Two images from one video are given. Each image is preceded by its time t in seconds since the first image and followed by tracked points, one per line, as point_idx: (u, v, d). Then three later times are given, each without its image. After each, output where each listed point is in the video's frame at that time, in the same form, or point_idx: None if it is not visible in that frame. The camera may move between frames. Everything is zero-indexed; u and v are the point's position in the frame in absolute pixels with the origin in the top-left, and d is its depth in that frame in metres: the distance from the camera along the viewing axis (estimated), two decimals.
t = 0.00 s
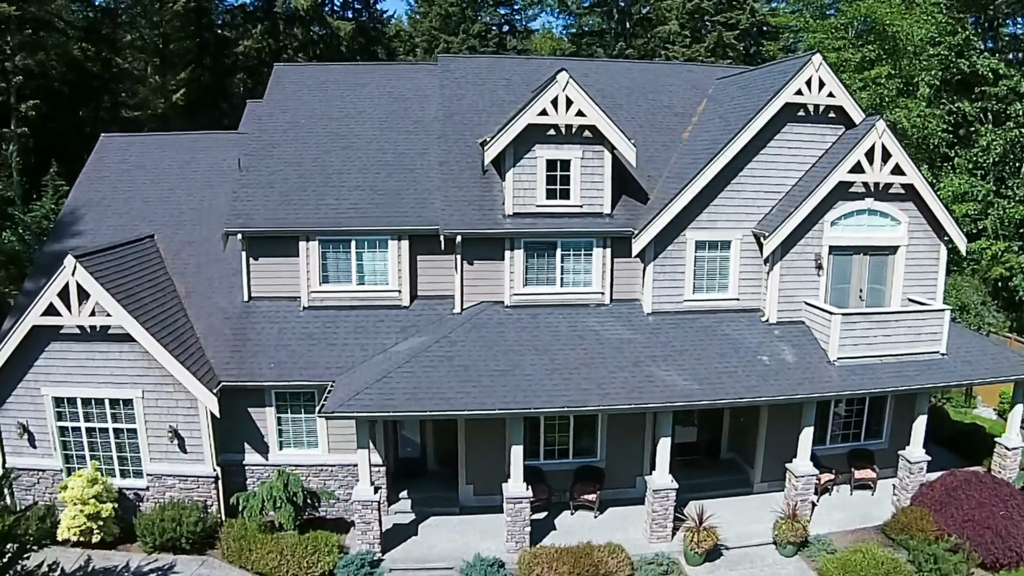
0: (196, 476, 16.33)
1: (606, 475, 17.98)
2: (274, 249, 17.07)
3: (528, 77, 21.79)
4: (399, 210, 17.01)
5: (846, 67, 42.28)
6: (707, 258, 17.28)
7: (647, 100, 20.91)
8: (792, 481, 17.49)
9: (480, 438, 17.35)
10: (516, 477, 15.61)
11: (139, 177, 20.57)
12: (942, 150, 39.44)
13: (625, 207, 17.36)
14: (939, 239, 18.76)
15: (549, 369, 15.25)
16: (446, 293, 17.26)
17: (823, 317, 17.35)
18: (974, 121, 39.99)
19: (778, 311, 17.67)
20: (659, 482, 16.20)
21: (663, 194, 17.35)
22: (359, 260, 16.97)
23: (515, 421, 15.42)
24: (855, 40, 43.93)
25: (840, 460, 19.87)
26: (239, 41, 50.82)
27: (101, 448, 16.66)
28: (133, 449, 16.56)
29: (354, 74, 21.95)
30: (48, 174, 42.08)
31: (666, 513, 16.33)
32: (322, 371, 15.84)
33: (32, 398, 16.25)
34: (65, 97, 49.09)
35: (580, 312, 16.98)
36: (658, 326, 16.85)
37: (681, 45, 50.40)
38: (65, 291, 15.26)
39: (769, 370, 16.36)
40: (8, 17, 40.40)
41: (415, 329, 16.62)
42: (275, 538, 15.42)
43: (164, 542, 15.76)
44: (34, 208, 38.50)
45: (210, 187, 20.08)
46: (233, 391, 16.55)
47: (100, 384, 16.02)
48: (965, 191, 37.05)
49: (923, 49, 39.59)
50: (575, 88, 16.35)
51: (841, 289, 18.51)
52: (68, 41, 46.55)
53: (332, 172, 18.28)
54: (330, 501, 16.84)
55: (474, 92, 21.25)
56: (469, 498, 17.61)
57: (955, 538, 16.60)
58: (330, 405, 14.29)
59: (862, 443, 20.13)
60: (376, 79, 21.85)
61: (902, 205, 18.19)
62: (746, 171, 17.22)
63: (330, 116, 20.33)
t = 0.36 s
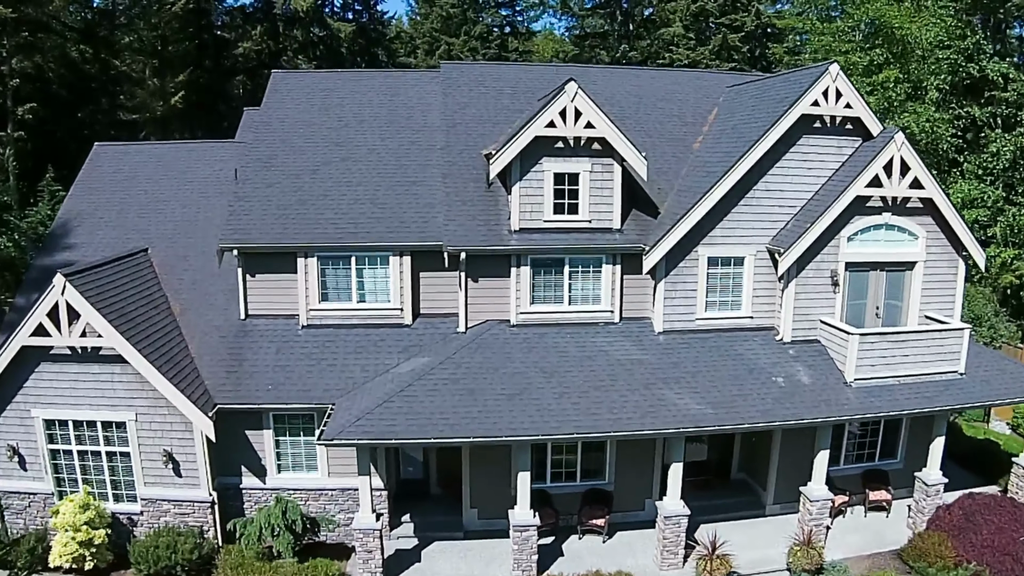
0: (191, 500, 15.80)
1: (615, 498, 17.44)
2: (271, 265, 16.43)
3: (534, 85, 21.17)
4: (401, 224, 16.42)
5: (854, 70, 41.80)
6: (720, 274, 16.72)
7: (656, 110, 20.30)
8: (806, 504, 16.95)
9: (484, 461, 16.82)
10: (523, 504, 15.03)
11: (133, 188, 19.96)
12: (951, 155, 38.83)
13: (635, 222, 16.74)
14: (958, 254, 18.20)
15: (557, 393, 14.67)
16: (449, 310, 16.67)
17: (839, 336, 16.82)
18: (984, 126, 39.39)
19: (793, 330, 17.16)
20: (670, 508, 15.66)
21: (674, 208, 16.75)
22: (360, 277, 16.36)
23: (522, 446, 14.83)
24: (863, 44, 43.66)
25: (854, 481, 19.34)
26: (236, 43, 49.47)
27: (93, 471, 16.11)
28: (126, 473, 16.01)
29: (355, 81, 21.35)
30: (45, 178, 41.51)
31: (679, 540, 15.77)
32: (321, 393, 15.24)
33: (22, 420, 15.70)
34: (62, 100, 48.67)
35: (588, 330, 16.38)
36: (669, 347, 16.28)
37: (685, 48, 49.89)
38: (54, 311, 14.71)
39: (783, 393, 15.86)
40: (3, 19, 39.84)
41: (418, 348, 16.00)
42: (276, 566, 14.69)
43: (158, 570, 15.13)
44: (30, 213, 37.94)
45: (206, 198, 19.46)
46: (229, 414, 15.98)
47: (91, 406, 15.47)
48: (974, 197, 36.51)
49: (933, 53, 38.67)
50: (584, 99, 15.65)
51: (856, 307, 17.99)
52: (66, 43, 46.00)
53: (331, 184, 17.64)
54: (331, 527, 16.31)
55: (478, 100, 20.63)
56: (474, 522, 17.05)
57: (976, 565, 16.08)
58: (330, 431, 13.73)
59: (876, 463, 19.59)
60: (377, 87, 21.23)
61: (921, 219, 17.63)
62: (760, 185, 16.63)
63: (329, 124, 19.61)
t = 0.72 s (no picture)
0: (186, 525, 15.27)
1: (624, 521, 16.88)
2: (268, 281, 15.84)
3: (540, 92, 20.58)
4: (403, 239, 15.82)
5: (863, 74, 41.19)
6: (733, 291, 16.19)
7: (666, 118, 19.69)
8: (822, 528, 16.57)
9: (489, 484, 16.25)
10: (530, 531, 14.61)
11: (126, 199, 19.35)
12: (961, 160, 38.25)
13: (645, 237, 16.11)
14: (977, 269, 17.65)
15: (566, 417, 14.12)
16: (453, 328, 16.09)
17: (855, 355, 16.32)
18: (994, 131, 38.78)
19: (807, 348, 16.68)
20: (683, 535, 15.15)
21: (686, 222, 16.18)
22: (360, 294, 15.75)
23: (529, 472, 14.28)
24: (871, 48, 43.43)
25: (868, 502, 18.83)
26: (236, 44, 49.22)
27: (86, 495, 15.58)
28: (120, 497, 15.49)
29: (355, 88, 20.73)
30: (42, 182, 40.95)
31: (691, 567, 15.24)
32: (320, 415, 14.68)
33: (12, 443, 15.18)
34: (59, 101, 48.09)
35: (596, 350, 15.81)
36: (680, 367, 15.73)
37: (690, 50, 49.40)
38: (44, 331, 14.20)
39: (799, 415, 15.33)
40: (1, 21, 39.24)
41: (420, 369, 15.43)
42: None
43: None
44: (26, 218, 37.36)
45: (202, 210, 18.89)
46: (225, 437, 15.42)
47: (83, 428, 14.95)
48: (983, 203, 35.94)
49: (940, 57, 37.96)
50: (592, 108, 14.97)
51: (872, 324, 17.46)
52: (64, 45, 45.43)
53: (331, 195, 17.02)
54: (330, 553, 15.80)
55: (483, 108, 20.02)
56: (479, 546, 16.46)
57: None
58: (330, 458, 13.20)
59: (890, 483, 19.07)
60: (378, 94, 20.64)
61: (939, 234, 17.08)
62: (775, 199, 16.05)
63: (329, 132, 18.97)
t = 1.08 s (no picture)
0: (180, 556, 14.69)
1: (634, 549, 16.26)
2: (263, 301, 15.19)
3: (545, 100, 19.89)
4: (405, 256, 15.14)
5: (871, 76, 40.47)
6: (748, 312, 15.58)
7: (676, 128, 19.01)
8: (840, 556, 16.20)
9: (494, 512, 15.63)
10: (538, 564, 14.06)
11: (118, 212, 18.72)
12: (971, 165, 37.60)
13: (657, 255, 15.37)
14: (999, 286, 17.02)
15: (575, 446, 13.50)
16: (456, 349, 15.44)
17: (874, 378, 15.75)
18: (1005, 135, 38.12)
19: (824, 370, 16.12)
20: (696, 566, 14.57)
21: (699, 238, 15.50)
22: (359, 314, 15.07)
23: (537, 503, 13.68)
24: (879, 50, 42.43)
25: (886, 526, 18.20)
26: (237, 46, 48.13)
27: (76, 523, 14.99)
28: (111, 526, 14.91)
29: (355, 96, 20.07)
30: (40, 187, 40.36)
31: None
32: (318, 443, 14.07)
33: None
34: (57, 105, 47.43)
35: (606, 373, 15.18)
36: (693, 391, 15.11)
37: (695, 52, 48.71)
38: (30, 356, 13.62)
39: (817, 442, 14.72)
40: None
41: (422, 393, 14.80)
42: None
43: None
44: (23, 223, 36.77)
45: (197, 223, 18.26)
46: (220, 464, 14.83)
47: (72, 456, 14.36)
48: (994, 209, 35.31)
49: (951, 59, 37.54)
50: (603, 121, 14.19)
51: (891, 345, 16.84)
52: (62, 47, 44.83)
53: (327, 209, 16.35)
54: None
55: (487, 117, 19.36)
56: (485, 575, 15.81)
57: None
58: (329, 490, 12.61)
59: (908, 507, 18.44)
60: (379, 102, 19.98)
61: (961, 251, 16.45)
62: (792, 216, 15.41)
63: (327, 142, 18.31)
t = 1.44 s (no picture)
0: None
1: None
2: (258, 323, 14.53)
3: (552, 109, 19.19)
4: (406, 276, 14.42)
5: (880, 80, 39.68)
6: (764, 334, 14.94)
7: (688, 139, 18.31)
8: None
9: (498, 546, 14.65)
10: None
11: (109, 226, 18.07)
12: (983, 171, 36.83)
13: (670, 275, 14.63)
14: None
15: (585, 479, 12.84)
16: (459, 373, 14.78)
17: (895, 403, 15.11)
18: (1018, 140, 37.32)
19: (843, 394, 15.48)
20: None
21: (714, 257, 14.82)
22: (359, 338, 14.39)
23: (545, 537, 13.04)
24: (888, 54, 41.60)
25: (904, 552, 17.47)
26: (236, 48, 47.19)
27: (64, 554, 14.36)
28: (101, 557, 14.28)
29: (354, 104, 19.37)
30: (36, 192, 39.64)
31: None
32: (315, 473, 13.41)
33: None
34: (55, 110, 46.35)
35: (616, 399, 14.53)
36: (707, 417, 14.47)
37: (700, 54, 47.93)
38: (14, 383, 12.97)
39: (838, 472, 14.06)
40: None
41: (424, 420, 14.15)
42: None
43: None
44: (18, 229, 36.03)
45: (190, 238, 17.62)
46: (213, 494, 14.19)
47: (59, 486, 13.74)
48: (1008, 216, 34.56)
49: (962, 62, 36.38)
50: (614, 135, 13.48)
51: (912, 367, 16.18)
52: (58, 49, 44.50)
53: (326, 225, 15.49)
54: None
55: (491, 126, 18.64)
56: None
57: None
58: (326, 526, 11.96)
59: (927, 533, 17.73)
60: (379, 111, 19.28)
61: (986, 269, 15.76)
62: (811, 234, 14.74)
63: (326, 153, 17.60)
